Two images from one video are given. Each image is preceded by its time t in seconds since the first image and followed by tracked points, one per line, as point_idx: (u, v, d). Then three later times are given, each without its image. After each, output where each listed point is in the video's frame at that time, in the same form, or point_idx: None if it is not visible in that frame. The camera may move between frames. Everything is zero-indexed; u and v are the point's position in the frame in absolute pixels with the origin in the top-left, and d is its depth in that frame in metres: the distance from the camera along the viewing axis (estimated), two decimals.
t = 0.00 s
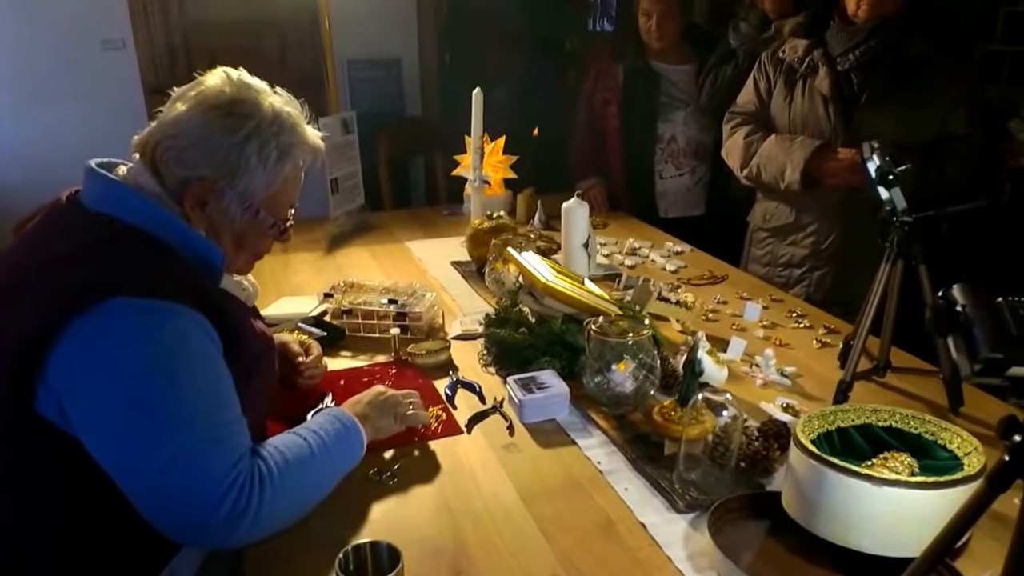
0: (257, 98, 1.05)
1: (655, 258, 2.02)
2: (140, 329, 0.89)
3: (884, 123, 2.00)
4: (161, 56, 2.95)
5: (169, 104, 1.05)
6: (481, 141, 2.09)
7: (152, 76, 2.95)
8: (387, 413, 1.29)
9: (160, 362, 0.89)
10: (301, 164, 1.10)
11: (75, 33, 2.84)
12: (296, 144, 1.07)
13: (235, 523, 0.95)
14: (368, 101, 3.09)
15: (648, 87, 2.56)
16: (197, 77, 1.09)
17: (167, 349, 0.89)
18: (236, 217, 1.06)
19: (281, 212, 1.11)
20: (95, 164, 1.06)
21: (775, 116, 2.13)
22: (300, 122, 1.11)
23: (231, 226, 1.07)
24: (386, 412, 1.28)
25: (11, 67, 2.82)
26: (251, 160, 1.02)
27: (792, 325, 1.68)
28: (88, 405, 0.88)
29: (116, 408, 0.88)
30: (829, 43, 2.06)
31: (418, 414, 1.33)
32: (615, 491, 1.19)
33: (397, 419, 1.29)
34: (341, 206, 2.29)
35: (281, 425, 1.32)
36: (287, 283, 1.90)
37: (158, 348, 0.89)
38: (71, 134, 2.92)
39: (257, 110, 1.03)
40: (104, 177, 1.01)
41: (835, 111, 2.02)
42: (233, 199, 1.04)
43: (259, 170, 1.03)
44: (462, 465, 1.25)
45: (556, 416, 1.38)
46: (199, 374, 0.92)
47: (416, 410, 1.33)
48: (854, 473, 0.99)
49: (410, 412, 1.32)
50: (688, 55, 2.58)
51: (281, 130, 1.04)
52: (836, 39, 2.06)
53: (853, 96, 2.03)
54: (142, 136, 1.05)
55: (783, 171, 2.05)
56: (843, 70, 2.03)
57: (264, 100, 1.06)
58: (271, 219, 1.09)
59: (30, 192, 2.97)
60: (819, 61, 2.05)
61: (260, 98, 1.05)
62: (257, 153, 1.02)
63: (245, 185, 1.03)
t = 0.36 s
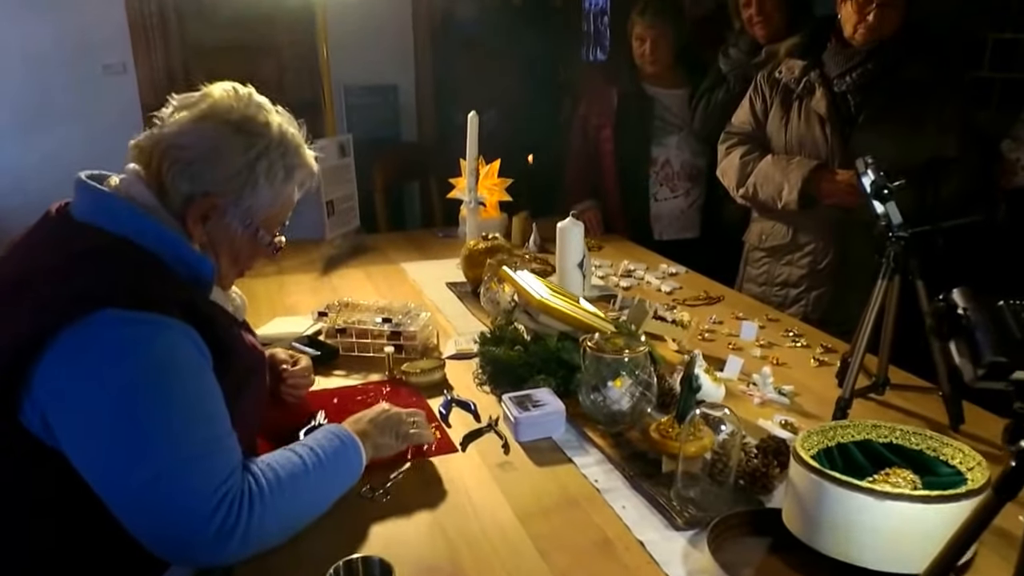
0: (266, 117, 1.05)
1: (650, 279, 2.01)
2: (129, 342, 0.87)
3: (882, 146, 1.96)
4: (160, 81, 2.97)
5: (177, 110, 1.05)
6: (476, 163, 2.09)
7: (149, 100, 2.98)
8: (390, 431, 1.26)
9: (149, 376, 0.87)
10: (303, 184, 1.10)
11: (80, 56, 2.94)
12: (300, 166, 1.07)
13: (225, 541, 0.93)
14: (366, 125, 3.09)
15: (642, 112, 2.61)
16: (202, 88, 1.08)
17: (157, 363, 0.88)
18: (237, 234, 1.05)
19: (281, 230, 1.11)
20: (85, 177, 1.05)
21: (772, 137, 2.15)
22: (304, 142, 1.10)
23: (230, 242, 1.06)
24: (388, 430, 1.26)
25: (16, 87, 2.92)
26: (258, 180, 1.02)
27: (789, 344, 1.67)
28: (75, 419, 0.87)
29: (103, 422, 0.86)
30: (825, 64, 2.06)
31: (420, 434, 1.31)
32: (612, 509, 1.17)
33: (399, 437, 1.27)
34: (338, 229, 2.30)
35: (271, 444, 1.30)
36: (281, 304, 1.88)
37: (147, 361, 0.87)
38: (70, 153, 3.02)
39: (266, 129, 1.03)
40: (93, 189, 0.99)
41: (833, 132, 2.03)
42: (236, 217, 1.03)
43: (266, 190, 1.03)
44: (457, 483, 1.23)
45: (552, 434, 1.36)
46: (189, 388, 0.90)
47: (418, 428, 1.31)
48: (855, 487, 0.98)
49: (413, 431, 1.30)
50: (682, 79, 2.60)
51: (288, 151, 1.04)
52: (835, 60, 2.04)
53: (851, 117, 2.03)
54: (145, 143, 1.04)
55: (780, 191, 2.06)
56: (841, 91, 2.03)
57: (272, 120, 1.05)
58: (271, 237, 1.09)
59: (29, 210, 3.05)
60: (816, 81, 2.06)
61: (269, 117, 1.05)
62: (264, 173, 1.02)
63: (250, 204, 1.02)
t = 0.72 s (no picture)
0: (254, 126, 1.05)
1: (646, 301, 2.00)
2: (116, 345, 0.86)
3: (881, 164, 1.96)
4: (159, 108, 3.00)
5: (167, 123, 1.05)
6: (472, 187, 2.09)
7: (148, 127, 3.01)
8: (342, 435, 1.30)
9: (135, 378, 0.86)
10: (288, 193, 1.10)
11: (78, 86, 2.96)
12: (288, 176, 1.07)
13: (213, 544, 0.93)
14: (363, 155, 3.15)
15: (637, 139, 2.71)
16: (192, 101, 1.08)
17: (145, 369, 0.87)
18: (224, 241, 1.04)
19: (268, 239, 1.10)
20: (75, 189, 1.02)
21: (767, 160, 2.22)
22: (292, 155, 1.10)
23: (216, 249, 1.05)
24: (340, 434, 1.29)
25: (14, 113, 2.92)
26: (246, 186, 1.01)
27: (787, 365, 1.65)
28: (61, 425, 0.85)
29: (89, 427, 0.85)
30: (818, 87, 2.09)
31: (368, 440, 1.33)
32: (610, 528, 1.14)
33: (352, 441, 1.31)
34: (333, 253, 2.27)
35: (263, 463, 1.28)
36: (275, 325, 1.87)
37: (133, 365, 0.86)
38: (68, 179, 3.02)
39: (254, 138, 1.03)
40: (81, 200, 0.97)
41: (828, 152, 2.07)
42: (223, 224, 1.02)
43: (252, 197, 1.02)
44: (450, 502, 1.20)
45: (548, 453, 1.33)
46: (175, 391, 0.89)
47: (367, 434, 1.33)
48: (860, 501, 0.96)
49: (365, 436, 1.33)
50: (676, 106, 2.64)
51: (275, 160, 1.05)
52: (827, 83, 2.06)
53: (845, 141, 2.03)
54: (135, 151, 1.02)
55: (777, 211, 2.18)
56: (836, 113, 2.05)
57: (260, 130, 1.05)
58: (257, 245, 1.08)
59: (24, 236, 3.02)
60: (810, 105, 2.11)
61: (256, 126, 1.05)
62: (252, 179, 1.02)
63: (237, 210, 1.02)
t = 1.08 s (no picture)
0: (251, 139, 1.04)
1: (643, 323, 1.99)
2: (114, 349, 0.86)
3: (878, 179, 2.03)
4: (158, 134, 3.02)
5: (165, 137, 1.04)
6: (468, 211, 2.08)
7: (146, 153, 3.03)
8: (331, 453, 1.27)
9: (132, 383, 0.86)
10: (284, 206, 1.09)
11: (78, 113, 2.97)
12: (284, 189, 1.06)
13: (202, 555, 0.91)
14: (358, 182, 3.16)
15: (633, 162, 2.61)
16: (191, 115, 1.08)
17: (142, 376, 0.86)
18: (220, 251, 1.03)
19: (265, 251, 1.09)
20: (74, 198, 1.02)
21: (763, 182, 2.18)
22: (287, 169, 1.09)
23: (211, 260, 1.04)
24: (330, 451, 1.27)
25: (14, 139, 2.94)
26: (243, 197, 1.01)
27: (785, 386, 1.64)
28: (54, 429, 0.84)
29: (83, 432, 0.84)
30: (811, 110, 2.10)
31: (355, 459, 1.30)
32: (607, 546, 1.11)
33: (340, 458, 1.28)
34: (328, 276, 2.24)
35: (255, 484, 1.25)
36: (269, 346, 1.85)
37: (129, 369, 0.86)
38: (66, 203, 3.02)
39: (251, 150, 1.03)
40: (80, 207, 0.97)
41: (823, 173, 2.06)
42: (220, 233, 1.01)
43: (249, 207, 1.02)
44: (444, 522, 1.17)
45: (544, 472, 1.31)
46: (171, 396, 0.89)
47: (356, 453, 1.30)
48: (865, 514, 0.94)
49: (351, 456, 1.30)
50: (669, 131, 2.63)
51: (272, 172, 1.04)
52: (822, 106, 2.09)
53: (841, 160, 2.06)
54: (134, 163, 1.01)
55: (774, 232, 2.11)
56: (830, 135, 2.06)
57: (256, 143, 1.04)
58: (254, 256, 1.07)
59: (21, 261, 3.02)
60: (805, 127, 2.09)
61: (253, 139, 1.04)
62: (248, 190, 1.01)
63: (234, 220, 1.01)
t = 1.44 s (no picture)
0: (214, 132, 1.03)
1: (640, 346, 1.99)
2: (85, 361, 0.84)
3: (871, 196, 2.06)
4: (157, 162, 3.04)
5: (129, 147, 1.03)
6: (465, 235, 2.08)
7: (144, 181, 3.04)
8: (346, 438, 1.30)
9: (105, 396, 0.83)
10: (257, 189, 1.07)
11: (77, 140, 3.00)
12: (253, 173, 1.04)
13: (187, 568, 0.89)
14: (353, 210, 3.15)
15: (628, 187, 2.68)
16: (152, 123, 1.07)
17: (118, 389, 0.84)
18: (203, 243, 1.01)
19: (249, 237, 1.07)
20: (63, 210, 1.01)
21: (754, 209, 2.23)
22: (254, 152, 1.08)
23: (195, 254, 1.02)
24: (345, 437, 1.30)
25: (12, 166, 2.95)
26: (213, 188, 1.00)
27: (784, 407, 1.62)
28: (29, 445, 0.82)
29: (56, 447, 0.82)
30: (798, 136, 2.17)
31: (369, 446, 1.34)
32: (606, 562, 1.09)
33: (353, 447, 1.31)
34: (324, 300, 2.22)
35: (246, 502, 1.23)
36: (264, 368, 1.84)
37: (102, 381, 0.84)
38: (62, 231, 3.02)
39: (214, 141, 1.01)
40: (67, 219, 0.96)
41: (811, 196, 2.12)
42: (197, 226, 1.00)
43: (220, 193, 1.00)
44: (438, 539, 1.14)
45: (541, 490, 1.29)
46: (146, 407, 0.86)
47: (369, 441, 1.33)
48: (869, 526, 0.92)
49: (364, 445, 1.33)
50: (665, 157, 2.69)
51: (239, 159, 1.02)
52: (807, 130, 2.16)
53: (828, 182, 2.11)
54: (104, 175, 1.01)
55: (765, 258, 2.18)
56: (816, 159, 2.12)
57: (214, 130, 1.03)
58: (239, 243, 1.05)
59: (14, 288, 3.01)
60: (791, 153, 2.17)
61: (211, 127, 1.03)
62: (214, 179, 1.00)
63: (210, 208, 1.00)
